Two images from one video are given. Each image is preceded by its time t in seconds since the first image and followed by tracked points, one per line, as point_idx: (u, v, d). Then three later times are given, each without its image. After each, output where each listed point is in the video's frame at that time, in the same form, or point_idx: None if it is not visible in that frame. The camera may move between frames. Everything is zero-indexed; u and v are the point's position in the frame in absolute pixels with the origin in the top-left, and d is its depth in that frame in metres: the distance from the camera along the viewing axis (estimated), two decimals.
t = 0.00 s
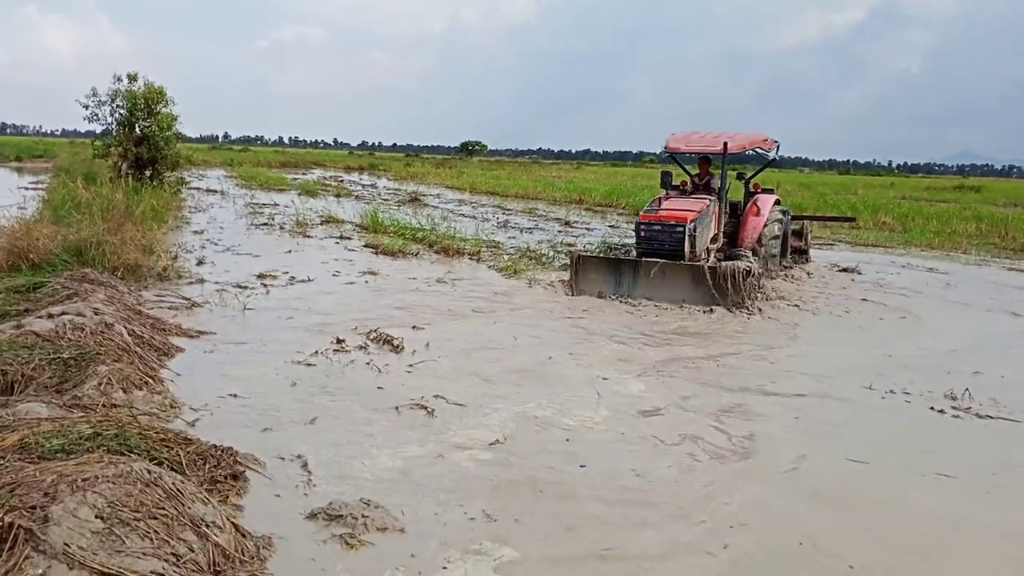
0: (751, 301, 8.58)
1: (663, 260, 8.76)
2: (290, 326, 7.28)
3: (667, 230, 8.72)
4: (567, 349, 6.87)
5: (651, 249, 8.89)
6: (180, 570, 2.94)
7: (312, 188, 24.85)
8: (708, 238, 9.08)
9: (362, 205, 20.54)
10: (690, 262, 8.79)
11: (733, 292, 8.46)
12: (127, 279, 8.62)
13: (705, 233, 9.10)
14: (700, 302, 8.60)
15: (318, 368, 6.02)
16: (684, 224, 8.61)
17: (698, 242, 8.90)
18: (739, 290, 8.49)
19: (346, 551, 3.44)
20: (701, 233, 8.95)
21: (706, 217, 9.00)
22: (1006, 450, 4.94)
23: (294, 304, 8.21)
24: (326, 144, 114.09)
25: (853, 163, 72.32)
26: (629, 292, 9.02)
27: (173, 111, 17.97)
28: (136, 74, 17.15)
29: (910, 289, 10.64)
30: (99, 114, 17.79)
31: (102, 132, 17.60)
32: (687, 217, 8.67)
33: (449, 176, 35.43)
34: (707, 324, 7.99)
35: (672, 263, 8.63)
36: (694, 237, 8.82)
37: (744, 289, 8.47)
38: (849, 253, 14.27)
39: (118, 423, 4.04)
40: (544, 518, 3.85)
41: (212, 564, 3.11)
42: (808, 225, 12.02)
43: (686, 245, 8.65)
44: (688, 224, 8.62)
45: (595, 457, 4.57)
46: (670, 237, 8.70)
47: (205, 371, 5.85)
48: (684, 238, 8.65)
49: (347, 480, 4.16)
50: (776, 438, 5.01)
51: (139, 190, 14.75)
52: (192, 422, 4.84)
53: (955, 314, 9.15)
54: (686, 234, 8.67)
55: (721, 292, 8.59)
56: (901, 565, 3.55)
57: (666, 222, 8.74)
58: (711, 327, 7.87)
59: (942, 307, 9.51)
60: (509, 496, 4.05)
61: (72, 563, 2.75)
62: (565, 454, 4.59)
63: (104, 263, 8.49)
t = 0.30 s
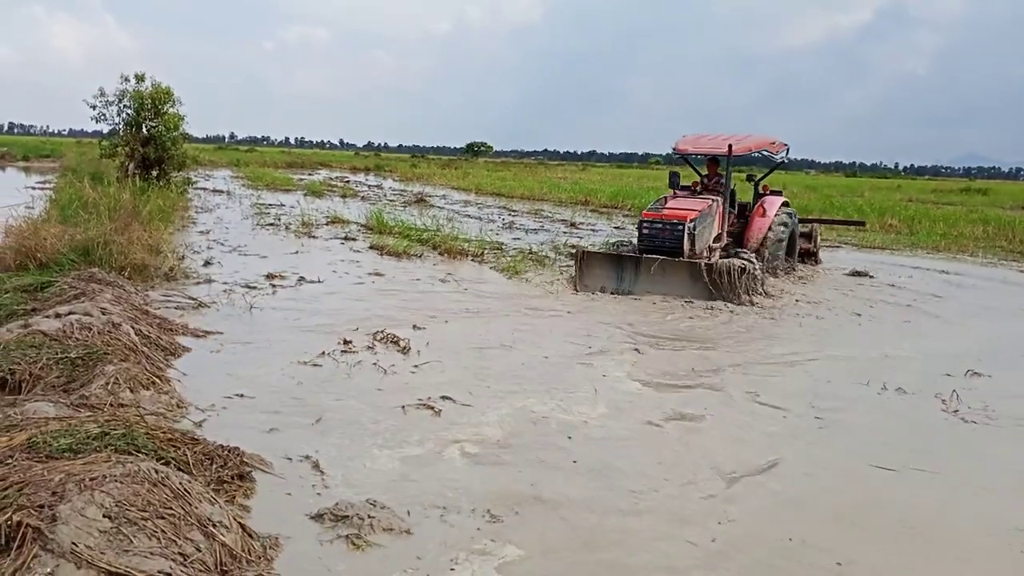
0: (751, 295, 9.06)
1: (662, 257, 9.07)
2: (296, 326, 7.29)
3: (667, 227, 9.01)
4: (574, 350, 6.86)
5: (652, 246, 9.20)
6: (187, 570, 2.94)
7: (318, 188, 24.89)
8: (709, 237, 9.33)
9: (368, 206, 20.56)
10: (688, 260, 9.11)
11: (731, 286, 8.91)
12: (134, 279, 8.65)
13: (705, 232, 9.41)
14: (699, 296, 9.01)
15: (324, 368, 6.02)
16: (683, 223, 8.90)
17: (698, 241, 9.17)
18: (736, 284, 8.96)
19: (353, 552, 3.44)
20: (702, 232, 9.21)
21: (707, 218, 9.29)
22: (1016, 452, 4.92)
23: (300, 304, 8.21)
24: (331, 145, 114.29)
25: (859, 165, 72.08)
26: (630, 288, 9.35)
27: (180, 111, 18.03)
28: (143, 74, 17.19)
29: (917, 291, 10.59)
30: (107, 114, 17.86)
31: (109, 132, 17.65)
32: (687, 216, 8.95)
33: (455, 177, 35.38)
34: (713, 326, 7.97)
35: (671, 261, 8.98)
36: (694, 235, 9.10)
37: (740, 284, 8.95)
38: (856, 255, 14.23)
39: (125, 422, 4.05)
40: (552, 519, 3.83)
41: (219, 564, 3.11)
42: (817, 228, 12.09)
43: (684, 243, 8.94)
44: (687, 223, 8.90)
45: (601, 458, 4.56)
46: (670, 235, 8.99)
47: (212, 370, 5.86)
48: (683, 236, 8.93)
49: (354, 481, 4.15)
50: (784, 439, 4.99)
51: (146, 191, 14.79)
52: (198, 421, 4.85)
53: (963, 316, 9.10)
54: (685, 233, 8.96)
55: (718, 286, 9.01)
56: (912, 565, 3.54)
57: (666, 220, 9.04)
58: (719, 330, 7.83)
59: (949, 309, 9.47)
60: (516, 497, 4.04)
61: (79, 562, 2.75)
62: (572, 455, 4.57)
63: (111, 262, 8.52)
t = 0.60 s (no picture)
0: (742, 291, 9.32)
1: (652, 255, 9.38)
2: (293, 327, 7.28)
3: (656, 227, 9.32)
4: (572, 351, 6.86)
5: (643, 245, 9.53)
6: (185, 572, 2.93)
7: (315, 190, 24.88)
8: (699, 236, 9.59)
9: (365, 207, 20.53)
10: (678, 258, 9.40)
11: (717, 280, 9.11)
12: (131, 280, 8.63)
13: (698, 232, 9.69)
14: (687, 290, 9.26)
15: (322, 370, 6.01)
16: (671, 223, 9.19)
17: (689, 240, 9.44)
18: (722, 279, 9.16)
19: (351, 554, 3.43)
20: (692, 230, 9.47)
21: (699, 219, 9.56)
22: (1016, 453, 4.94)
23: (298, 305, 8.20)
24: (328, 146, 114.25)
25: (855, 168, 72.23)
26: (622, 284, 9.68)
27: (177, 113, 18.01)
28: (140, 75, 17.17)
29: (914, 293, 10.61)
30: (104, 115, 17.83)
31: (106, 133, 17.62)
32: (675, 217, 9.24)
33: (453, 178, 35.36)
34: (711, 327, 7.97)
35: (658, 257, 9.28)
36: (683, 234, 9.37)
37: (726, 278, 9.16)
38: (853, 257, 14.27)
39: (122, 424, 4.04)
40: (551, 519, 3.83)
41: (217, 566, 3.11)
42: (820, 231, 12.15)
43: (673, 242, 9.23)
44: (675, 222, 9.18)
45: (599, 459, 4.56)
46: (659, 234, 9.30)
47: (210, 372, 5.85)
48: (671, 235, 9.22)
49: (352, 482, 4.15)
50: (783, 439, 5.00)
51: (143, 192, 14.76)
52: (195, 423, 4.84)
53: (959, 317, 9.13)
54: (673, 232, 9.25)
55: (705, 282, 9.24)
56: (912, 565, 3.55)
57: (655, 221, 9.35)
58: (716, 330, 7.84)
59: (946, 311, 9.49)
60: (515, 498, 4.04)
61: (77, 563, 2.74)
62: (570, 456, 4.57)
63: (108, 264, 8.50)
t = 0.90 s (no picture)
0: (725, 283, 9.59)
1: (636, 250, 9.80)
2: (290, 325, 7.28)
3: (640, 223, 9.76)
4: (569, 349, 6.87)
5: (630, 240, 9.98)
6: (182, 569, 2.93)
7: (313, 187, 24.86)
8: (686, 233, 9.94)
9: (363, 206, 20.52)
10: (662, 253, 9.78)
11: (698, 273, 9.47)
12: (128, 277, 8.62)
13: (686, 229, 10.01)
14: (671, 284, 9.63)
15: (320, 367, 6.02)
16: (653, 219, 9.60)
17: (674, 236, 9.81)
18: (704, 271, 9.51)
19: (347, 551, 3.42)
20: (678, 227, 9.82)
21: (686, 216, 9.88)
22: (1013, 453, 4.94)
23: (295, 303, 8.20)
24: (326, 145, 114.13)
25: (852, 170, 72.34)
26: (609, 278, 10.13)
27: (175, 110, 17.98)
28: (138, 72, 17.15)
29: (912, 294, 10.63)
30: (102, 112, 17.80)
31: (103, 130, 17.60)
32: (657, 213, 9.64)
33: (452, 177, 35.36)
34: (707, 326, 7.98)
35: (642, 251, 9.71)
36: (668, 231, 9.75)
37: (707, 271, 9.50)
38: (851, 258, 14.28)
39: (120, 421, 4.04)
40: (548, 517, 3.84)
41: (214, 563, 3.11)
42: (824, 233, 12.20)
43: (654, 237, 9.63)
44: (656, 219, 9.59)
45: (596, 458, 4.56)
46: (643, 230, 9.73)
47: (206, 369, 5.85)
48: (653, 231, 9.63)
49: (350, 480, 4.15)
50: (780, 439, 5.01)
51: (141, 188, 14.73)
52: (192, 420, 4.84)
53: (956, 318, 9.15)
54: (655, 228, 9.65)
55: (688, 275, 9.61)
56: (910, 565, 3.55)
57: (640, 217, 9.79)
58: (713, 330, 7.85)
59: (943, 312, 9.51)
60: (511, 496, 4.05)
61: (73, 559, 2.74)
62: (567, 455, 4.57)
63: (106, 261, 8.49)
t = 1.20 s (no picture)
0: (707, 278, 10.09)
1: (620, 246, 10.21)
2: (287, 324, 7.27)
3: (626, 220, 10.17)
4: (566, 349, 6.88)
5: (618, 237, 10.40)
6: (179, 568, 2.93)
7: (309, 186, 24.82)
8: (675, 232, 10.27)
9: (359, 205, 20.49)
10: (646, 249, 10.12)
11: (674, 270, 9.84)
12: (124, 276, 8.61)
13: (675, 227, 10.30)
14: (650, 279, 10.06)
15: (315, 367, 6.00)
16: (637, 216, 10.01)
17: (660, 234, 10.16)
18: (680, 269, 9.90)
19: (344, 551, 3.42)
20: (666, 225, 10.15)
21: (674, 215, 10.16)
22: (1009, 452, 4.96)
23: (292, 302, 8.19)
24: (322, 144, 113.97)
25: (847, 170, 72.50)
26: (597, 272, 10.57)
27: (171, 109, 17.94)
28: (135, 71, 17.11)
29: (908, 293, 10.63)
30: (98, 111, 17.74)
31: (99, 128, 17.55)
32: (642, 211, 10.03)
33: (448, 176, 35.37)
34: (703, 325, 8.00)
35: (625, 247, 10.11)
36: (654, 229, 10.12)
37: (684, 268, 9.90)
38: (847, 257, 14.32)
39: (116, 420, 4.03)
40: (545, 517, 3.84)
41: (210, 563, 3.11)
42: (828, 234, 12.26)
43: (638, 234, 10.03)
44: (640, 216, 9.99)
45: (593, 457, 4.57)
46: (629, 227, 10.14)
47: (200, 370, 5.79)
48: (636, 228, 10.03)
49: (346, 479, 4.14)
50: (777, 438, 5.02)
51: (137, 187, 14.70)
52: (188, 419, 4.83)
53: (952, 318, 9.16)
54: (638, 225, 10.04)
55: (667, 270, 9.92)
56: (907, 564, 3.56)
57: (627, 214, 10.21)
58: (709, 329, 7.87)
59: (938, 312, 9.52)
60: (508, 495, 4.05)
61: (69, 559, 2.73)
62: (564, 454, 4.58)
63: (102, 260, 8.47)
